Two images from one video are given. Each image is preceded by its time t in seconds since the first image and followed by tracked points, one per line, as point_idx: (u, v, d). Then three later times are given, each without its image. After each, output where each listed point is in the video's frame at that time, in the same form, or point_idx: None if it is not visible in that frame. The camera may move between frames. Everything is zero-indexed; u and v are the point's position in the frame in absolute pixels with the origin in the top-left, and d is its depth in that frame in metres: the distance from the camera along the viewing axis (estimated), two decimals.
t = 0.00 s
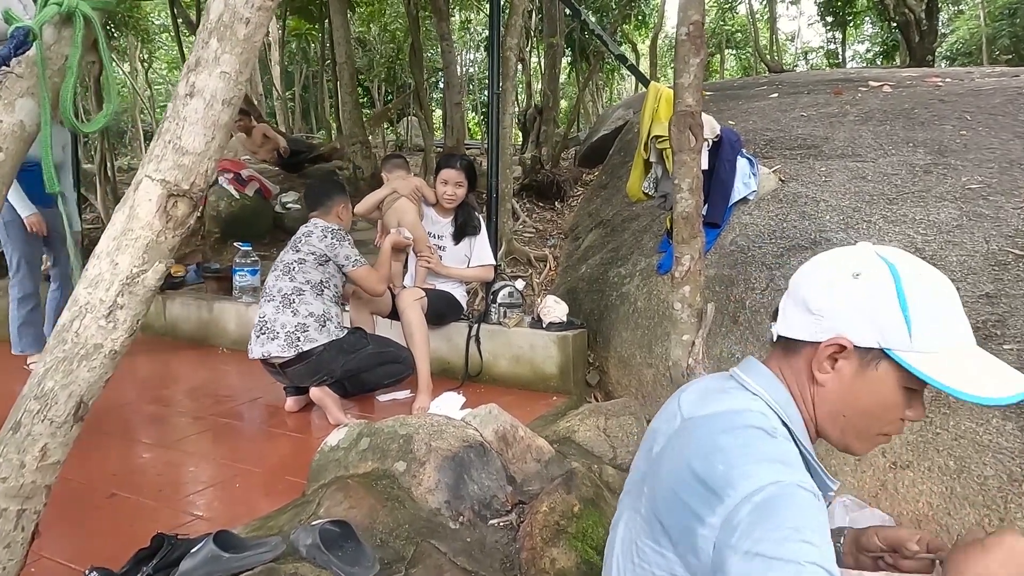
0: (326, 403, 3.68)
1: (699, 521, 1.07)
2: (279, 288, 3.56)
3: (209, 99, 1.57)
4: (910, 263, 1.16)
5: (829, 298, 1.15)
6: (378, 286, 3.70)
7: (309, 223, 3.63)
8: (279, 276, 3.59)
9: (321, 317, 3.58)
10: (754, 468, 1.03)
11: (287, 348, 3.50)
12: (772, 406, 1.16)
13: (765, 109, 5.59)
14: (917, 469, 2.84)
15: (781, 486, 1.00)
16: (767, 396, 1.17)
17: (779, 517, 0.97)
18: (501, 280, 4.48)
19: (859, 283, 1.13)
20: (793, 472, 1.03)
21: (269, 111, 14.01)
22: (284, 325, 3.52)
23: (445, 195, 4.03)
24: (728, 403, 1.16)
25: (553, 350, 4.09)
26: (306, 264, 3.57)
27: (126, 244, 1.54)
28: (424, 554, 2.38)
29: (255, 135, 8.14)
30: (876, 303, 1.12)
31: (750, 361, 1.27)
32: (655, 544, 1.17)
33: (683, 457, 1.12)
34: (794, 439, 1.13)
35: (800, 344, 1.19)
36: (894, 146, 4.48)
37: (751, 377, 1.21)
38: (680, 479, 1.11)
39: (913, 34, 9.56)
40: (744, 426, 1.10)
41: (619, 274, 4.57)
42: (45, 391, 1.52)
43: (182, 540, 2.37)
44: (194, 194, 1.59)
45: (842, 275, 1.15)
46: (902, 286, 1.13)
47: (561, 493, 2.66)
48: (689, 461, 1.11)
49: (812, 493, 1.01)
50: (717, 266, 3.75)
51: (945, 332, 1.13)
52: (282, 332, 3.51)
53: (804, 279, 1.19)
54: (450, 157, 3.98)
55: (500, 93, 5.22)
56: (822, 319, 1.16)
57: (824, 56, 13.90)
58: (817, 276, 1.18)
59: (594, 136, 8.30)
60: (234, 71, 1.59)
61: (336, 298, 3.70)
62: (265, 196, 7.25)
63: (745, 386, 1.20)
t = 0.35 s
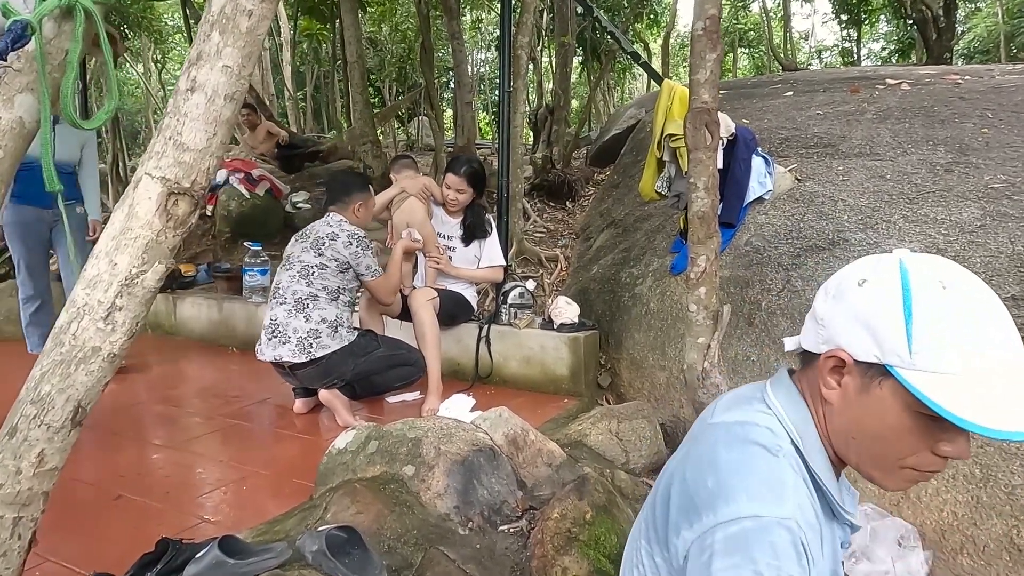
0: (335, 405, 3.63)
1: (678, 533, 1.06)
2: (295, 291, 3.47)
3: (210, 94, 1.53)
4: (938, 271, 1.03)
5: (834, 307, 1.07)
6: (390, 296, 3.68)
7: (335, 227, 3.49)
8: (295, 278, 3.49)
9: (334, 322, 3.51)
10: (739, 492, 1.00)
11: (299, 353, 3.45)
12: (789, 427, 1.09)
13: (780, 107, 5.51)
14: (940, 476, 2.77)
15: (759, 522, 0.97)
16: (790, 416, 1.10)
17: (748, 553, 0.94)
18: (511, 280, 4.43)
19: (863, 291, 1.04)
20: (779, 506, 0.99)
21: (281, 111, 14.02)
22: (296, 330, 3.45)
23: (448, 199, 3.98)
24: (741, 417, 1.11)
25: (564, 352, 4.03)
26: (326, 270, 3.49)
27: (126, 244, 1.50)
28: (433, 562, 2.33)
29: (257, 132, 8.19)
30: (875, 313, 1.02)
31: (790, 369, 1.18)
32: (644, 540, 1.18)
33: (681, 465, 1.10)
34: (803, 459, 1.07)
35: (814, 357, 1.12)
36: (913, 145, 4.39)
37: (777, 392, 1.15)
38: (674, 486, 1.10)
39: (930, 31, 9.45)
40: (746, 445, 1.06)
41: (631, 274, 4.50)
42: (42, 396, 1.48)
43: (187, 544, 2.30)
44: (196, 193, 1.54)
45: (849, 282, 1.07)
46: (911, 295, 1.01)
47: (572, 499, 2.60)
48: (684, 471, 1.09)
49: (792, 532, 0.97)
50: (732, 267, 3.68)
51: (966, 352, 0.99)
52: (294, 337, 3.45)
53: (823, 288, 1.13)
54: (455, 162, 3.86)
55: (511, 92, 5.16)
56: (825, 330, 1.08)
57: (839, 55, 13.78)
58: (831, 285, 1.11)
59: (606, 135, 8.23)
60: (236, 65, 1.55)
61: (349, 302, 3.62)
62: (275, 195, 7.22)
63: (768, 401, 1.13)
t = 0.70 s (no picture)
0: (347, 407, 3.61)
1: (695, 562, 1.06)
2: (312, 296, 3.41)
3: (220, 95, 1.50)
4: (944, 283, 1.00)
5: (839, 324, 1.06)
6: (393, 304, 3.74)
7: (363, 238, 3.38)
8: (314, 284, 3.42)
9: (351, 329, 3.49)
10: (751, 524, 0.99)
11: (316, 361, 3.43)
12: (800, 449, 1.07)
13: (794, 106, 5.46)
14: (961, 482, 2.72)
15: (771, 556, 0.96)
16: (800, 438, 1.09)
17: None
18: (521, 281, 4.40)
19: (866, 308, 1.02)
20: (792, 536, 0.98)
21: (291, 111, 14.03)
22: (313, 337, 3.43)
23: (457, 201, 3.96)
24: (752, 440, 1.10)
25: (576, 354, 4.00)
26: (347, 283, 3.42)
27: (135, 248, 1.48)
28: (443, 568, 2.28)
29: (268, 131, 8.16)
30: (878, 330, 1.00)
31: (800, 385, 1.19)
32: (665, 564, 1.18)
33: (695, 493, 1.11)
34: (815, 481, 1.05)
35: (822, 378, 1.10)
36: (931, 144, 4.34)
37: (787, 412, 1.13)
38: (690, 514, 1.11)
39: (946, 28, 9.37)
40: (757, 472, 1.05)
41: (644, 275, 4.46)
42: (50, 402, 1.46)
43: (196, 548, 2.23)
44: (205, 196, 1.52)
45: (856, 296, 1.05)
46: (915, 311, 0.99)
47: (586, 505, 2.58)
48: (699, 499, 1.09)
49: (807, 563, 0.95)
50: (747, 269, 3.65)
51: (973, 371, 0.96)
52: (310, 343, 3.42)
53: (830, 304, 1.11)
54: (463, 164, 3.85)
55: (523, 91, 5.13)
56: (830, 349, 1.06)
57: (853, 53, 13.69)
58: (837, 302, 1.09)
59: (617, 135, 8.19)
60: (246, 65, 1.52)
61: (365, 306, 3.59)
62: (285, 195, 7.22)
63: (778, 423, 1.12)
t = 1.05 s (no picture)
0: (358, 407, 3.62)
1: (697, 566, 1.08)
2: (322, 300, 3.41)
3: (239, 97, 1.51)
4: (943, 286, 0.99)
5: (829, 328, 1.07)
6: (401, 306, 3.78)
7: (377, 246, 3.35)
8: (323, 287, 3.41)
9: (360, 331, 3.51)
10: (750, 535, 1.00)
11: (326, 363, 3.45)
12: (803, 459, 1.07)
13: (805, 106, 5.45)
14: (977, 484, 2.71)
15: (768, 568, 0.96)
16: (802, 444, 1.08)
17: None
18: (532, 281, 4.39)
19: (852, 312, 1.03)
20: (790, 548, 0.98)
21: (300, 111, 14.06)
22: (323, 340, 3.44)
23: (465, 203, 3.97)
24: (758, 447, 1.10)
25: (586, 354, 3.99)
26: (358, 287, 3.41)
27: (155, 250, 1.48)
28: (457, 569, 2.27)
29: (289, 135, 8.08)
30: (862, 333, 1.00)
31: (807, 390, 1.18)
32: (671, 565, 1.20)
33: (700, 498, 1.12)
34: (816, 490, 1.05)
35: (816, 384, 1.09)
36: (945, 144, 4.32)
37: (793, 419, 1.13)
38: (694, 519, 1.12)
39: (957, 27, 9.35)
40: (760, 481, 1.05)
41: (654, 275, 4.45)
42: (72, 403, 1.46)
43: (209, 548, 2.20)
44: (225, 198, 1.52)
45: (853, 299, 1.05)
46: (900, 312, 0.98)
47: (599, 507, 2.57)
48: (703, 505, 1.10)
49: None
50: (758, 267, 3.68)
51: (963, 376, 0.94)
52: (321, 346, 3.44)
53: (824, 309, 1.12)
54: (471, 166, 3.85)
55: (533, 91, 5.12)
56: (820, 355, 1.07)
57: (863, 51, 13.65)
58: (829, 306, 1.10)
59: (625, 135, 8.18)
60: (266, 67, 1.53)
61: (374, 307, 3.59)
62: (295, 195, 7.23)
63: (784, 430, 1.11)
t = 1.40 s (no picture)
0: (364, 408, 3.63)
1: None
2: (324, 301, 3.43)
3: (252, 99, 1.52)
4: (966, 312, 0.96)
5: (851, 358, 1.03)
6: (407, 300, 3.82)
7: (380, 248, 3.36)
8: (326, 288, 3.43)
9: (361, 331, 3.52)
10: None
11: (327, 363, 3.47)
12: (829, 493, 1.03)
13: (812, 106, 5.44)
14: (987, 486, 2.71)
15: None
16: (827, 476, 1.04)
17: None
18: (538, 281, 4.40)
19: (877, 344, 1.00)
20: None
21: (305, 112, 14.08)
22: (324, 340, 3.45)
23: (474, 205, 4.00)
24: (778, 475, 1.07)
25: (593, 355, 4.00)
26: (360, 288, 3.42)
27: (168, 250, 1.49)
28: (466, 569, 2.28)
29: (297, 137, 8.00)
30: (889, 367, 0.97)
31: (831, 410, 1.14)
32: None
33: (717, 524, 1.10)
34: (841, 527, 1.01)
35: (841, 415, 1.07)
36: (953, 145, 4.31)
37: (814, 444, 1.09)
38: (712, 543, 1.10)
39: (965, 27, 9.34)
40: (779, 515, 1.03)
41: (661, 276, 4.44)
42: (85, 403, 1.47)
43: (221, 547, 2.22)
44: (237, 198, 1.53)
45: (867, 331, 1.02)
46: (930, 346, 0.95)
47: (607, 507, 2.57)
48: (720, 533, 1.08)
49: None
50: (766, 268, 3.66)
51: (1000, 413, 0.92)
52: (322, 346, 3.46)
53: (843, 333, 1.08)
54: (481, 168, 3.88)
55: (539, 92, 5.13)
56: (843, 386, 1.04)
57: (870, 51, 13.62)
58: (849, 332, 1.06)
59: (631, 135, 8.18)
60: (278, 69, 1.54)
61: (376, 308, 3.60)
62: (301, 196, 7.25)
63: (805, 456, 1.08)
